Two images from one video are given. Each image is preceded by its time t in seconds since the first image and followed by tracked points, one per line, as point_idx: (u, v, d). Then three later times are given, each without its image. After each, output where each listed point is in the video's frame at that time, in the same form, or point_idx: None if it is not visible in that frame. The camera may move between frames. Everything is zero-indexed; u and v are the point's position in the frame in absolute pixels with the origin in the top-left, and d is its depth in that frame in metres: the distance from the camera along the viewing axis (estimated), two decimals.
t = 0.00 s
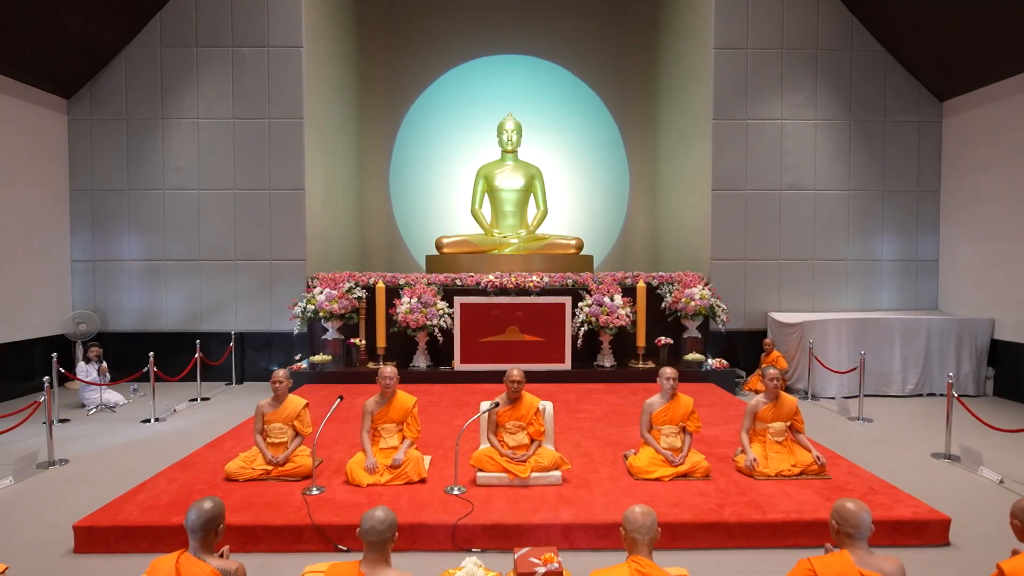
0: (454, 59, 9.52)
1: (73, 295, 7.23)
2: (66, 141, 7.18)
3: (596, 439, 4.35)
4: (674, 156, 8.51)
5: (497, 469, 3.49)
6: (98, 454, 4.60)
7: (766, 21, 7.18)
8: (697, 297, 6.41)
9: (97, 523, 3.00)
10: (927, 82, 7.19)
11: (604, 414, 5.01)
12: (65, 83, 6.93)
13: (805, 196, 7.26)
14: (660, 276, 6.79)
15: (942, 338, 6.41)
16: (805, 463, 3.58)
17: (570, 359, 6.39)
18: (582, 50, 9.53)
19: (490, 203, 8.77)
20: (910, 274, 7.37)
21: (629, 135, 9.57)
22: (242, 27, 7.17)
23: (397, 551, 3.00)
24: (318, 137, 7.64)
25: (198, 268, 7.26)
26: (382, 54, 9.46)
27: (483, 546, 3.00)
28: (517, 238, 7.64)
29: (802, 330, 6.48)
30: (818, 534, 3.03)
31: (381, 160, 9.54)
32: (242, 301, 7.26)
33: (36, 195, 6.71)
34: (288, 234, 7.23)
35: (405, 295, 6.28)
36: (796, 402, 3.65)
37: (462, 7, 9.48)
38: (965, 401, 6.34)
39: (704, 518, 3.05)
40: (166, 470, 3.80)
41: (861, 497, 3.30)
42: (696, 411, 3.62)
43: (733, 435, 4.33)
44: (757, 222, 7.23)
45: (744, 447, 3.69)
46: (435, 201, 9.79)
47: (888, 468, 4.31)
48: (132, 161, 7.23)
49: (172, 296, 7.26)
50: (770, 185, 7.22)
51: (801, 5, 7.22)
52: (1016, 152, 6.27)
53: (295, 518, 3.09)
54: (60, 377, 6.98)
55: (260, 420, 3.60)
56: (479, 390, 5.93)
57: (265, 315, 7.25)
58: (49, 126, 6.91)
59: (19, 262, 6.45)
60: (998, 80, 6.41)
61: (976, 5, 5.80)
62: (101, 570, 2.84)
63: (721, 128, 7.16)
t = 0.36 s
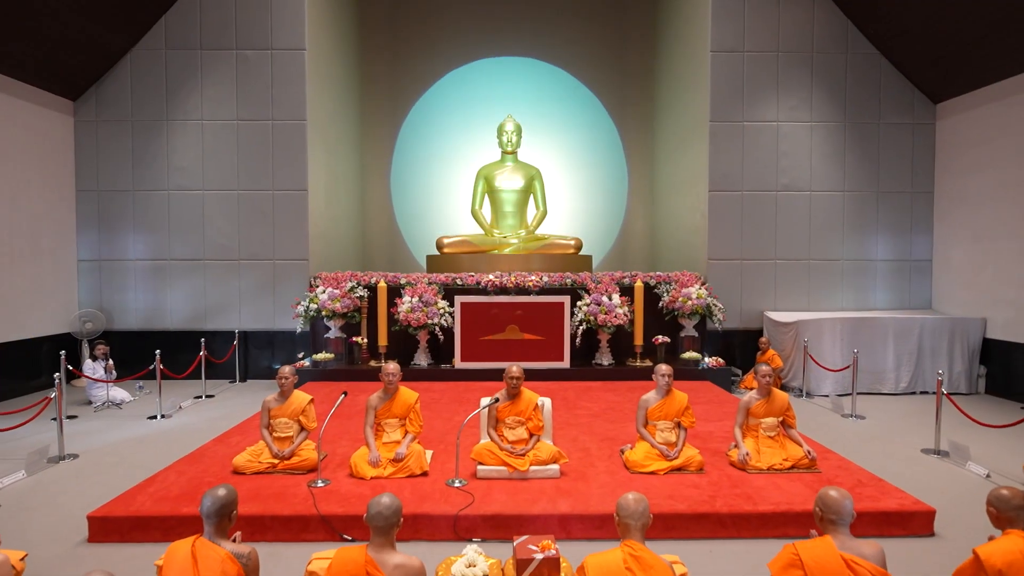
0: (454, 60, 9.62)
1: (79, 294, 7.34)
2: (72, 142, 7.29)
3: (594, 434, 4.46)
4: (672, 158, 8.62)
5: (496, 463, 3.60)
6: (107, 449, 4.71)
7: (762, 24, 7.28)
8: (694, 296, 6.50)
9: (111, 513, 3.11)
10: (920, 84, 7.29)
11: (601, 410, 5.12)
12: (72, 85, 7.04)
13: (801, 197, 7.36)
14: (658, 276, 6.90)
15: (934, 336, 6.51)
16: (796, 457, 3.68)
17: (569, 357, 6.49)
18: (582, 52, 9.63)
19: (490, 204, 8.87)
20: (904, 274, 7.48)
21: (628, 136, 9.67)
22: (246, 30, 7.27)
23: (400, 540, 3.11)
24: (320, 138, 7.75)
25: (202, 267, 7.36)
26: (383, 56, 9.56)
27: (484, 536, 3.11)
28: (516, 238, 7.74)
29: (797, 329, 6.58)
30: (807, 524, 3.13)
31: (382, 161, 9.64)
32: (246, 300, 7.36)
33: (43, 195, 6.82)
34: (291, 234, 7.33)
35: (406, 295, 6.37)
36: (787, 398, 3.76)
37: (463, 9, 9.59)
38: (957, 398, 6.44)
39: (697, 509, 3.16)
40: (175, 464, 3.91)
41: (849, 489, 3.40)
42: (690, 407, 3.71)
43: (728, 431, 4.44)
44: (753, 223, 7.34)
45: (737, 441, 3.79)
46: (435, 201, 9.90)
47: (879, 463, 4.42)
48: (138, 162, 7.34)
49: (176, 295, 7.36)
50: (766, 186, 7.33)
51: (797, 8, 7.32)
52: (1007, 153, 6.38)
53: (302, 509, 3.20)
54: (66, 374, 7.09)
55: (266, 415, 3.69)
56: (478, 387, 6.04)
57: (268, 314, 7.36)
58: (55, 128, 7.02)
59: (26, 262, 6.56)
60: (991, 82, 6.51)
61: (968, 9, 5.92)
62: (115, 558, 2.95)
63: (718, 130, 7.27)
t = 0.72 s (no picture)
0: (455, 62, 9.73)
1: (86, 293, 7.45)
2: (79, 144, 7.40)
3: (592, 430, 4.57)
4: (670, 159, 8.72)
5: (497, 457, 3.71)
6: (116, 445, 4.82)
7: (759, 27, 7.39)
8: (691, 295, 6.61)
9: (124, 505, 3.22)
10: (915, 87, 7.40)
11: (600, 407, 5.22)
12: (79, 88, 7.15)
13: (797, 198, 7.47)
14: (656, 276, 7.00)
15: (928, 335, 6.62)
16: (788, 451, 3.79)
17: (568, 356, 6.59)
18: (581, 54, 9.74)
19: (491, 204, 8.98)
20: (899, 274, 7.59)
21: (627, 138, 9.77)
22: (250, 33, 7.38)
23: (404, 530, 3.22)
24: (323, 140, 7.85)
25: (206, 267, 7.48)
26: (385, 58, 9.67)
27: (485, 526, 3.22)
28: (516, 239, 7.85)
29: (792, 328, 6.69)
30: (797, 515, 3.24)
31: (384, 162, 9.74)
32: (250, 299, 7.48)
33: (51, 196, 6.93)
34: (294, 235, 7.44)
35: (408, 294, 6.46)
36: (780, 394, 3.87)
37: (464, 12, 9.70)
38: (950, 396, 6.54)
39: (691, 501, 3.27)
40: (184, 458, 4.02)
41: (839, 482, 3.51)
42: (686, 403, 3.82)
43: (723, 427, 4.54)
44: (750, 223, 7.44)
45: (731, 436, 3.90)
46: (436, 202, 10.01)
47: (870, 458, 4.52)
48: (143, 164, 7.45)
49: (181, 295, 7.48)
50: (763, 187, 7.43)
51: (794, 12, 7.43)
52: (999, 155, 6.48)
53: (309, 501, 3.30)
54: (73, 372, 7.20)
55: (273, 411, 3.80)
56: (479, 385, 6.15)
57: (272, 313, 7.47)
58: (63, 130, 7.13)
59: (35, 261, 6.68)
60: (984, 85, 6.62)
61: (960, 13, 6.02)
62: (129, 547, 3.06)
63: (715, 132, 7.38)
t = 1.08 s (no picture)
0: (457, 65, 9.84)
1: (93, 293, 7.56)
2: (86, 146, 7.51)
3: (591, 426, 4.68)
4: (669, 160, 8.82)
5: (498, 451, 3.81)
6: (126, 441, 4.93)
7: (756, 30, 7.50)
8: (689, 295, 6.72)
9: (138, 496, 3.34)
10: (910, 89, 7.51)
11: (599, 404, 5.34)
12: (86, 90, 7.26)
13: (793, 199, 7.58)
14: (654, 276, 7.11)
15: (922, 334, 6.73)
16: (780, 446, 3.90)
17: (567, 354, 6.71)
18: (581, 56, 9.85)
19: (491, 205, 9.10)
20: (894, 274, 7.70)
21: (626, 139, 9.88)
22: (255, 36, 7.50)
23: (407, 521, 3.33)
24: (326, 142, 7.96)
25: (212, 267, 7.59)
26: (387, 60, 9.79)
27: (486, 517, 3.33)
28: (517, 239, 7.96)
29: (788, 326, 6.82)
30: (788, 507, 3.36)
31: (386, 163, 9.85)
32: (254, 299, 7.59)
33: (59, 197, 7.05)
34: (298, 235, 7.55)
35: (410, 293, 6.57)
36: (773, 391, 3.98)
37: (465, 15, 9.81)
38: (944, 394, 6.65)
39: (686, 493, 3.38)
40: (194, 452, 4.13)
41: (830, 475, 3.62)
42: (681, 399, 3.94)
43: (718, 423, 4.65)
44: (747, 224, 7.55)
45: (725, 431, 4.01)
46: (438, 203, 10.13)
47: (862, 453, 4.64)
48: (150, 165, 7.56)
49: (187, 294, 7.59)
50: (760, 188, 7.54)
51: (790, 16, 7.54)
52: (992, 156, 6.59)
53: (316, 493, 3.42)
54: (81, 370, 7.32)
55: (280, 407, 3.92)
56: (480, 383, 6.27)
57: (276, 312, 7.59)
58: (70, 132, 7.24)
59: (43, 262, 6.80)
60: (977, 87, 6.72)
61: (954, 16, 6.12)
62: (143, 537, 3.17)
63: (713, 134, 7.48)
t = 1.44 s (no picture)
0: (459, 67, 9.96)
1: (101, 292, 7.69)
2: (95, 148, 7.64)
3: (591, 422, 4.80)
4: (668, 162, 8.94)
5: (500, 445, 3.94)
6: (137, 437, 5.06)
7: (755, 34, 7.61)
8: (687, 295, 6.84)
9: (153, 488, 3.46)
10: (905, 92, 7.62)
11: (598, 401, 5.45)
12: (95, 93, 7.38)
13: (790, 200, 7.70)
14: (653, 276, 7.22)
15: (917, 333, 6.83)
16: (775, 441, 4.02)
17: (568, 353, 6.83)
18: (582, 59, 9.97)
19: (493, 205, 9.22)
20: (890, 274, 7.81)
21: (627, 141, 10.00)
22: (261, 40, 7.62)
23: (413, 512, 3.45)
24: (331, 144, 8.09)
25: (218, 267, 7.72)
26: (390, 63, 9.91)
27: (489, 509, 3.45)
28: (518, 239, 8.08)
29: (785, 326, 6.94)
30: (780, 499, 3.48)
31: (389, 164, 9.97)
32: (260, 298, 7.72)
33: (69, 198, 7.18)
34: (303, 236, 7.68)
35: (414, 293, 6.69)
36: (768, 387, 4.09)
37: (467, 18, 9.93)
38: (938, 392, 6.76)
39: (682, 485, 3.50)
40: (205, 446, 4.25)
41: (822, 469, 3.74)
42: (678, 396, 4.06)
43: (715, 419, 4.77)
44: (745, 225, 7.67)
45: (721, 427, 4.14)
46: (440, 204, 10.25)
47: (855, 449, 4.76)
48: (157, 167, 7.69)
49: (194, 294, 7.72)
50: (758, 189, 7.65)
51: (787, 19, 7.66)
52: (986, 159, 6.71)
53: (324, 485, 3.54)
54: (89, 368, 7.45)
55: (289, 403, 4.03)
56: (482, 381, 6.39)
57: (281, 311, 7.71)
58: (80, 134, 7.37)
59: (53, 262, 6.93)
60: (971, 90, 6.83)
61: (949, 20, 6.22)
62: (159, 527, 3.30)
63: (712, 137, 7.60)
